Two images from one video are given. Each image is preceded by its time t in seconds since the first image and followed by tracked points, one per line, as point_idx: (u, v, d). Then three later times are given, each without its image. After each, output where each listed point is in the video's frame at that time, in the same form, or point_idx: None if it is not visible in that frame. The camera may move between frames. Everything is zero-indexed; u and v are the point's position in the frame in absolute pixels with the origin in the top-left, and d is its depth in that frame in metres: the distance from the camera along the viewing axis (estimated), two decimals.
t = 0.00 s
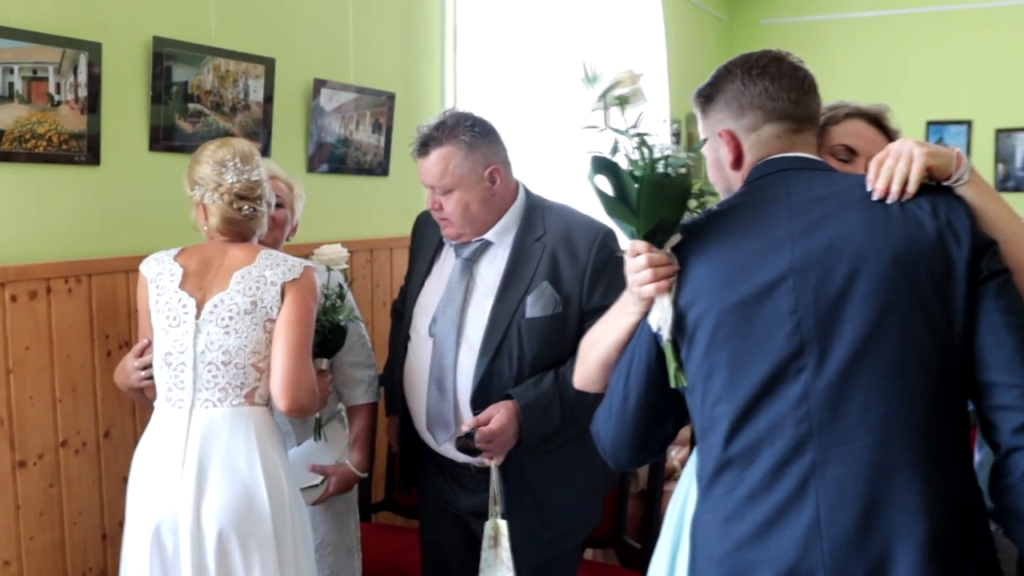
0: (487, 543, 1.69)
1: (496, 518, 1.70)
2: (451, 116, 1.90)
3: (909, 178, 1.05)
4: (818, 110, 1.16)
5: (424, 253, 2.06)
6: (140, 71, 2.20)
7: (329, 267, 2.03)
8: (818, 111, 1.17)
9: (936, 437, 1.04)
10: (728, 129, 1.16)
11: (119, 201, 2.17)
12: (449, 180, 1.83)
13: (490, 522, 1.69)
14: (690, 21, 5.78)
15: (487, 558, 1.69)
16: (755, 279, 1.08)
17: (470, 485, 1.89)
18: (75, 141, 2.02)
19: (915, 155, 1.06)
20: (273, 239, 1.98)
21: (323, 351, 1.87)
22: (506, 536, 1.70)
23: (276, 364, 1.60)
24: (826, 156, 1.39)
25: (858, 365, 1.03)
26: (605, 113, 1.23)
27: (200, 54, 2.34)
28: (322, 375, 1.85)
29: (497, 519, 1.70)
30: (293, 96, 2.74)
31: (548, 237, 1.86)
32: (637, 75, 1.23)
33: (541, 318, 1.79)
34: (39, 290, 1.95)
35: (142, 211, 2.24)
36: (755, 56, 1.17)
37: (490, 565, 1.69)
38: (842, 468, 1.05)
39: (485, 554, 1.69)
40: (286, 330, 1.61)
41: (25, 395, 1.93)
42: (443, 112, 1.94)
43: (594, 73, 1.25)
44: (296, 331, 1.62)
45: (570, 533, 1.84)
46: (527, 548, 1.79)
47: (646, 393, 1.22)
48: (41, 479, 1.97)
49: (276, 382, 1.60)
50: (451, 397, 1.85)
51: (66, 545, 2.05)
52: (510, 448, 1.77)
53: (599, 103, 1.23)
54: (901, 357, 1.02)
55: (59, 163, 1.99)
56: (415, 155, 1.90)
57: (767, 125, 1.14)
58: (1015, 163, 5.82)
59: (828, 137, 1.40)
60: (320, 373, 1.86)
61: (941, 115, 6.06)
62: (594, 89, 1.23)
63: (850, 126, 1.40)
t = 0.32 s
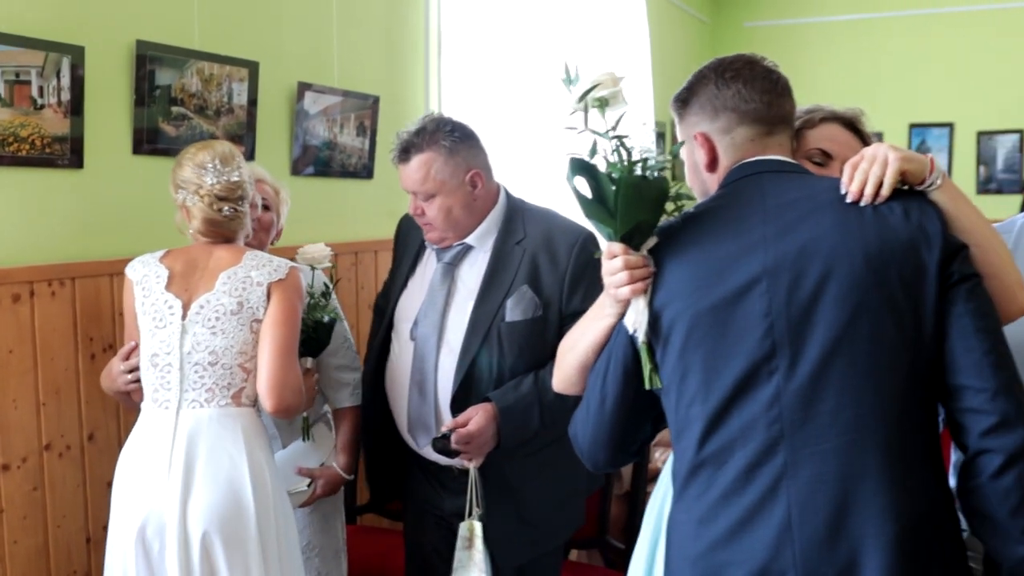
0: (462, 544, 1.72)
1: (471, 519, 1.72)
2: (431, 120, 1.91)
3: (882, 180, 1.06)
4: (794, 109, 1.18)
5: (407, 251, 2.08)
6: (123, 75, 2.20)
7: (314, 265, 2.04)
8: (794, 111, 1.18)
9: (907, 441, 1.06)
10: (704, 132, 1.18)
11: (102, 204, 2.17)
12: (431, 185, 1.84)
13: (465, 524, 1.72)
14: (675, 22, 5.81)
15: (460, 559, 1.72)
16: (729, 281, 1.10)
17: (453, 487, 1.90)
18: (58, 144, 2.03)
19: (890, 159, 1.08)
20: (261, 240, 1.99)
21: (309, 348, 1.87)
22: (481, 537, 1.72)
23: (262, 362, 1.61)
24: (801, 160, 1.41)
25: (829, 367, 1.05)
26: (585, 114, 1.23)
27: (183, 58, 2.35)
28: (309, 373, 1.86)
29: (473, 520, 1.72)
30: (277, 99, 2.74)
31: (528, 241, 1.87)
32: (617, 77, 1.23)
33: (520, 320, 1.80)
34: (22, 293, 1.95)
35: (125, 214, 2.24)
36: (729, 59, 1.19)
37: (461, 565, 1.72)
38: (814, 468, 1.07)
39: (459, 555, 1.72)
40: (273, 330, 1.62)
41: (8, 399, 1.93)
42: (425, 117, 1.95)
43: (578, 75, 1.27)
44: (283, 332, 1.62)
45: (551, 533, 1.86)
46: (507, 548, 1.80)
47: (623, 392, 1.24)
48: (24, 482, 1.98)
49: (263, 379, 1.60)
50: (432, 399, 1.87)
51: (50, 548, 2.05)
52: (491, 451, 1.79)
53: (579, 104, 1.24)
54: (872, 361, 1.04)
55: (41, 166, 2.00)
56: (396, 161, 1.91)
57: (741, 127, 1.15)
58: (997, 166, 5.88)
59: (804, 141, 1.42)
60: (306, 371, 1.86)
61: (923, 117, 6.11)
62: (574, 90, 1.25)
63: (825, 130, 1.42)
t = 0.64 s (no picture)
0: (443, 546, 1.73)
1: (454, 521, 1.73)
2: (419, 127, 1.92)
3: (864, 184, 1.07)
4: (776, 113, 1.19)
5: (396, 256, 2.10)
6: (115, 81, 2.21)
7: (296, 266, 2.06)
8: (777, 114, 1.20)
9: (886, 444, 1.08)
10: (687, 136, 1.20)
11: (94, 208, 2.18)
12: (421, 192, 1.85)
13: (447, 525, 1.73)
14: (666, 27, 5.84)
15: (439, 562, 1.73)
16: (709, 287, 1.12)
17: (444, 489, 1.91)
18: (50, 149, 2.04)
19: (874, 164, 1.09)
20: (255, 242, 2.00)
21: (290, 348, 1.87)
22: (463, 539, 1.73)
23: (244, 366, 1.62)
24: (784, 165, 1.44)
25: (807, 372, 1.07)
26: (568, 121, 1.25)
27: (176, 63, 2.36)
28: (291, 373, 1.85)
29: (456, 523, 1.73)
30: (269, 104, 2.76)
31: (516, 244, 1.89)
32: (601, 85, 1.26)
33: (508, 324, 1.80)
34: (14, 298, 1.96)
35: (117, 219, 2.25)
36: (712, 64, 1.21)
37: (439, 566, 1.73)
38: (792, 472, 1.08)
39: (439, 556, 1.72)
40: (252, 330, 1.61)
41: None
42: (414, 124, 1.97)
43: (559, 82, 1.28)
44: (261, 333, 1.62)
45: (542, 536, 1.86)
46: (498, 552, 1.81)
47: (606, 398, 1.25)
48: (16, 487, 1.98)
49: (245, 384, 1.62)
50: (420, 403, 1.88)
51: (42, 553, 2.06)
52: (479, 453, 1.79)
53: (562, 111, 1.25)
54: (851, 365, 1.06)
55: (34, 172, 2.01)
56: (385, 169, 1.91)
57: (722, 131, 1.17)
58: (987, 169, 5.90)
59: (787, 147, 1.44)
60: (290, 372, 1.86)
61: (913, 121, 6.14)
62: (557, 96, 1.26)
63: (808, 135, 1.44)
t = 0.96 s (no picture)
0: (433, 547, 1.74)
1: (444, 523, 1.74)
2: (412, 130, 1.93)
3: (890, 206, 1.07)
4: (760, 112, 1.20)
5: (388, 259, 2.11)
6: (107, 84, 2.22)
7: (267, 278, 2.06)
8: (761, 112, 1.21)
9: (868, 450, 1.09)
10: (671, 139, 1.22)
11: (87, 212, 2.19)
12: (413, 196, 1.85)
13: (436, 526, 1.74)
14: (659, 31, 5.86)
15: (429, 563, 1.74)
16: (690, 296, 1.13)
17: (434, 491, 1.92)
18: (43, 153, 2.04)
19: (913, 198, 1.08)
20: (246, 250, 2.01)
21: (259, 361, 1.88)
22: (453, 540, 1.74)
23: (214, 373, 1.62)
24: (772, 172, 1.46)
25: (788, 376, 1.09)
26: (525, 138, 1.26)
27: (168, 68, 2.37)
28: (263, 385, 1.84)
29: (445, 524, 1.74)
30: (262, 107, 2.76)
31: (507, 247, 1.89)
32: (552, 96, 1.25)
33: (497, 327, 1.82)
34: (7, 302, 1.96)
35: (110, 221, 2.26)
36: (695, 64, 1.22)
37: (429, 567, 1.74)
38: (773, 482, 1.10)
39: (429, 558, 1.74)
40: (221, 335, 1.61)
41: None
42: (406, 127, 1.97)
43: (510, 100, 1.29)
44: (232, 338, 1.61)
45: (532, 537, 1.87)
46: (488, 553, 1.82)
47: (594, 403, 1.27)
48: (10, 490, 1.99)
49: (215, 388, 1.62)
50: (410, 404, 1.89)
51: (36, 555, 2.07)
52: (469, 455, 1.80)
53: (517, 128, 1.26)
54: (831, 370, 1.07)
55: (27, 176, 2.01)
56: (378, 172, 1.92)
57: (704, 133, 1.18)
58: (978, 172, 5.91)
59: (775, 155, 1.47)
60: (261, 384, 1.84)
61: (905, 124, 6.16)
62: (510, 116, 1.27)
63: (798, 144, 1.46)
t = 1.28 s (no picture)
0: (433, 548, 1.75)
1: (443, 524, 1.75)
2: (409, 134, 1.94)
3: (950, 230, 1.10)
4: (768, 90, 1.18)
5: (385, 263, 2.12)
6: (105, 89, 2.23)
7: (251, 292, 1.87)
8: (771, 90, 1.19)
9: (876, 461, 1.10)
10: (677, 130, 1.23)
11: (86, 216, 2.20)
12: (411, 198, 1.86)
13: (436, 527, 1.75)
14: (656, 34, 5.88)
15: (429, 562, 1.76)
16: (704, 311, 1.13)
17: (432, 493, 1.93)
18: (42, 158, 2.05)
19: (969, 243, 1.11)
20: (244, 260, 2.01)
21: (241, 375, 1.84)
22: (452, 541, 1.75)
23: (190, 377, 1.63)
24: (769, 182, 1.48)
25: (805, 394, 1.09)
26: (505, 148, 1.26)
27: (167, 72, 2.38)
28: (241, 400, 1.83)
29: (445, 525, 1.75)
30: (259, 111, 2.78)
31: (502, 250, 1.90)
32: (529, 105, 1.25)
33: (492, 330, 1.83)
34: (6, 306, 1.98)
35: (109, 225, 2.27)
36: (698, 50, 1.22)
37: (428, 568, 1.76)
38: (781, 502, 1.12)
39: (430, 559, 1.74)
40: (195, 338, 1.62)
41: None
42: (402, 130, 1.98)
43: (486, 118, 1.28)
44: (208, 342, 1.62)
45: (529, 538, 1.88)
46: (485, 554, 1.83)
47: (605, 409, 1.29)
48: (9, 493, 2.00)
49: (191, 391, 1.63)
50: (407, 407, 1.90)
51: (36, 558, 2.08)
52: (465, 456, 1.82)
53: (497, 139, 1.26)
54: (845, 390, 1.08)
55: (27, 180, 2.03)
56: (376, 176, 1.94)
57: (707, 124, 1.19)
58: (976, 174, 5.95)
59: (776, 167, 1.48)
60: (240, 399, 1.83)
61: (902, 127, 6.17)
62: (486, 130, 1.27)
63: (796, 150, 1.48)
